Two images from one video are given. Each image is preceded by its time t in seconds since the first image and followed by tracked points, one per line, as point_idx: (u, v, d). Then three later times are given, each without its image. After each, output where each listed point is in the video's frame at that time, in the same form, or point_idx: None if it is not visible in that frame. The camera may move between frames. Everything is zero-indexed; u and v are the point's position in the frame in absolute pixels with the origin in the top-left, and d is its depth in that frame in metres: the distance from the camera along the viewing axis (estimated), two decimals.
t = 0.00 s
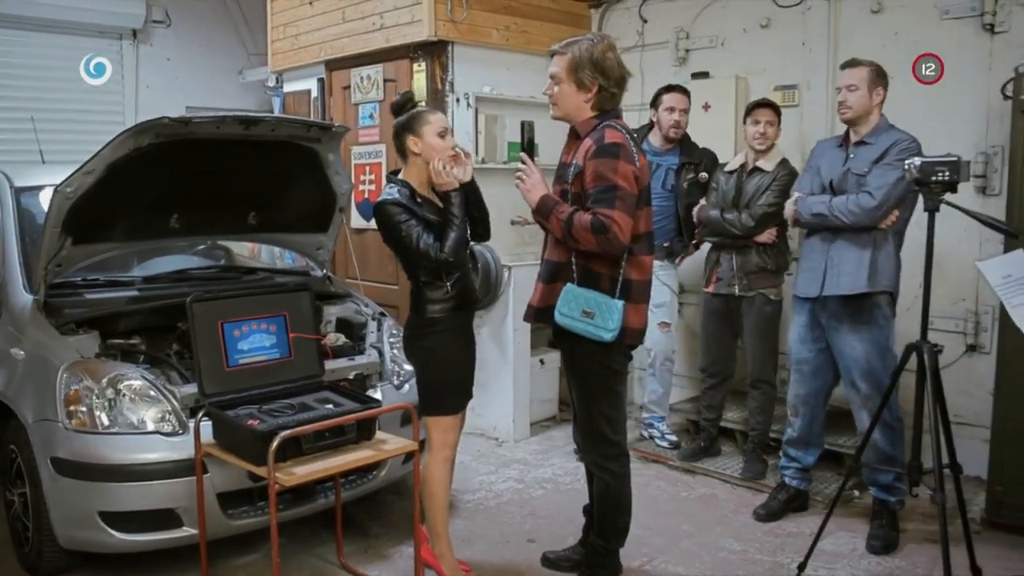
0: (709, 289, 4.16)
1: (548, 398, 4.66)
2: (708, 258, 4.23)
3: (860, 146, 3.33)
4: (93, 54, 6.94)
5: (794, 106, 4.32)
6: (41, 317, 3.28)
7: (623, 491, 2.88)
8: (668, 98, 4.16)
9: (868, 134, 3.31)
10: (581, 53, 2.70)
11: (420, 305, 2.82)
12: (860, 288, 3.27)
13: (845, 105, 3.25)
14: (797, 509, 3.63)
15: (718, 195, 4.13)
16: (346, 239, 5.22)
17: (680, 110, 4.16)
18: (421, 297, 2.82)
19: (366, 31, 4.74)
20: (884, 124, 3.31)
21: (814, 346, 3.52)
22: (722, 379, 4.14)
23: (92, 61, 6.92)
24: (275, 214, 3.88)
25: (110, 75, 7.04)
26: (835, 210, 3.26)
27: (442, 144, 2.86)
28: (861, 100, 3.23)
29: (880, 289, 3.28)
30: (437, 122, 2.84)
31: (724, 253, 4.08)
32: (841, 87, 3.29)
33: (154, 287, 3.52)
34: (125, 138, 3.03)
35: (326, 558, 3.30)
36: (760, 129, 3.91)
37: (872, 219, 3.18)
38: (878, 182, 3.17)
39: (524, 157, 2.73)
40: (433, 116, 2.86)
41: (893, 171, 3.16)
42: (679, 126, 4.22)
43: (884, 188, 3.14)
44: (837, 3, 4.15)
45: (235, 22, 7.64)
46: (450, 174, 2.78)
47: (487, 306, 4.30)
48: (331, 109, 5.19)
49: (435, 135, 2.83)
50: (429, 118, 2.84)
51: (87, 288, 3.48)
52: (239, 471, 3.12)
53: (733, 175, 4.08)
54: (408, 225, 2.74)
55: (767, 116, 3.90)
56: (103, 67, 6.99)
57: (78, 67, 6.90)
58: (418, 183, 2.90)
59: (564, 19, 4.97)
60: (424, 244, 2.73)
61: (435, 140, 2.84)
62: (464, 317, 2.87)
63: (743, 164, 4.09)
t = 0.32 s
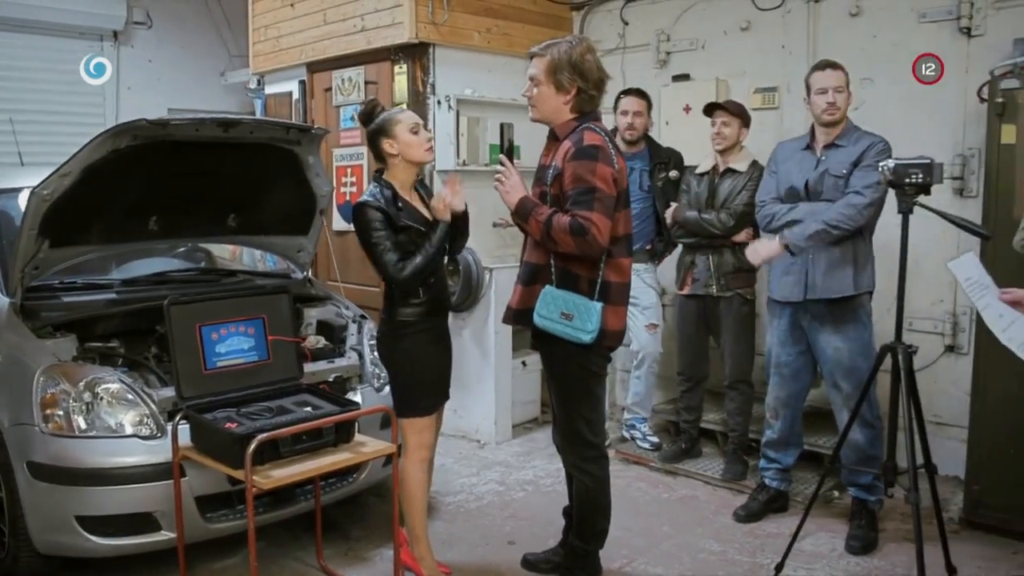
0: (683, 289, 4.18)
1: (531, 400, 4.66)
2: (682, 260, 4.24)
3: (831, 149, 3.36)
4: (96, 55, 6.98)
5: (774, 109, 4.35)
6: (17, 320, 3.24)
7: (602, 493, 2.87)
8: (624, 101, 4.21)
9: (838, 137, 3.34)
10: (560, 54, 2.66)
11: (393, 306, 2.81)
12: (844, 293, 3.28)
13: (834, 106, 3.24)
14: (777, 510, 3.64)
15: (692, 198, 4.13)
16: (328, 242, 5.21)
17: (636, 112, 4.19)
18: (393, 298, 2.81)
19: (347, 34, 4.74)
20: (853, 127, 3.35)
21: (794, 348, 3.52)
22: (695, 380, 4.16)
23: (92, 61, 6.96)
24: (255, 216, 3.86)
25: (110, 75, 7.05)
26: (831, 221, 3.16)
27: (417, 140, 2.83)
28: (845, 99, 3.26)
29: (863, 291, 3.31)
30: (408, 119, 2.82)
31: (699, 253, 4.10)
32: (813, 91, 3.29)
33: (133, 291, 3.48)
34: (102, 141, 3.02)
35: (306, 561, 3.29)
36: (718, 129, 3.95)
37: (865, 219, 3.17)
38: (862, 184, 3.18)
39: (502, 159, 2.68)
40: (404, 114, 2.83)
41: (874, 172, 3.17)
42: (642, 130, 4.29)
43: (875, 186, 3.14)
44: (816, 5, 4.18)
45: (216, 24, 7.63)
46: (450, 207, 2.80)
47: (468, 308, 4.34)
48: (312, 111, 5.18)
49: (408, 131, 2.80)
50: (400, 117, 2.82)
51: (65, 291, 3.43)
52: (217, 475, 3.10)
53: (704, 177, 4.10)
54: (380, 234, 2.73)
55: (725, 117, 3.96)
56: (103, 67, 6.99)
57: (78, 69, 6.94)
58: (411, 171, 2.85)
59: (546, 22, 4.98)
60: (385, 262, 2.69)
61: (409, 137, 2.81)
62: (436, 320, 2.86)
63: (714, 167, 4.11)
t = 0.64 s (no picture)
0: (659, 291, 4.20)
1: (518, 403, 4.67)
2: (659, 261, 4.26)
3: (811, 153, 3.35)
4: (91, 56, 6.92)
5: (760, 111, 4.36)
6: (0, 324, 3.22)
7: (586, 495, 2.79)
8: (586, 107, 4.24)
9: (817, 141, 3.34)
10: (543, 57, 2.55)
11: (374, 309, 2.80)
12: (833, 300, 3.26)
13: (805, 109, 3.26)
14: (761, 512, 3.64)
15: (669, 201, 4.16)
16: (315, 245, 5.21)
17: (596, 116, 4.20)
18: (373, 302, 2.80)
19: (334, 36, 4.74)
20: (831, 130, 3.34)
21: (779, 349, 3.52)
22: (680, 381, 4.17)
23: (92, 61, 6.87)
24: (240, 218, 3.84)
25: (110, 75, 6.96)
26: (833, 239, 3.13)
27: (399, 147, 2.80)
28: (815, 102, 3.27)
29: (850, 295, 3.29)
30: (391, 124, 2.80)
31: (672, 254, 4.11)
32: (786, 94, 3.32)
33: (116, 294, 3.45)
34: (86, 143, 3.01)
35: (290, 564, 3.28)
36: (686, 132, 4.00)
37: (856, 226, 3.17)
38: (842, 192, 3.18)
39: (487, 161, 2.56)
40: (388, 119, 2.81)
41: (855, 178, 3.18)
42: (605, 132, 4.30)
43: (857, 194, 3.14)
44: (802, 8, 4.19)
45: (204, 26, 7.63)
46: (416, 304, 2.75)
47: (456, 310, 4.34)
48: (299, 113, 5.18)
49: (391, 137, 2.77)
50: (383, 122, 2.80)
51: (49, 294, 3.42)
52: (201, 479, 3.09)
53: (680, 180, 4.13)
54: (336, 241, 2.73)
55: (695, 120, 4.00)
56: (103, 67, 6.90)
57: (79, 67, 6.89)
58: (390, 180, 2.82)
59: (533, 25, 5.00)
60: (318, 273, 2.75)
61: (390, 142, 2.78)
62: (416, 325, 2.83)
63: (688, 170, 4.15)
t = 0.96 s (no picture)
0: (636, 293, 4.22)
1: (507, 407, 4.66)
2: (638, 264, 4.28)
3: (795, 157, 3.36)
4: (91, 57, 6.99)
5: (747, 115, 4.37)
6: None
7: (571, 499, 2.76)
8: (572, 112, 4.24)
9: (799, 144, 3.34)
10: (521, 62, 2.55)
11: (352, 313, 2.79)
12: (807, 306, 3.29)
13: (785, 114, 3.27)
14: (748, 515, 3.64)
15: (647, 205, 4.19)
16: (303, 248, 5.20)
17: (581, 121, 4.21)
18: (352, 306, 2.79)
19: (322, 40, 4.74)
20: (815, 132, 3.34)
21: (766, 351, 3.53)
22: (665, 384, 4.20)
23: (92, 61, 6.98)
24: (227, 222, 3.84)
25: (109, 74, 7.08)
26: (802, 246, 3.15)
27: (375, 158, 2.79)
28: (796, 106, 3.27)
29: (834, 298, 3.30)
30: (375, 133, 2.77)
31: (649, 258, 4.12)
32: (766, 100, 3.33)
33: (101, 297, 3.42)
34: (70, 147, 3.01)
35: (276, 569, 3.27)
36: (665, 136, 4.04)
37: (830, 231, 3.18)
38: (821, 197, 3.18)
39: (470, 165, 2.54)
40: (372, 124, 2.79)
41: (834, 183, 3.18)
42: (592, 137, 4.32)
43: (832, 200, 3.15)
44: (789, 12, 4.20)
45: (194, 29, 7.64)
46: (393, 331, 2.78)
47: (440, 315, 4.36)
48: (288, 117, 5.18)
49: (371, 147, 2.76)
50: (368, 129, 2.77)
51: (34, 298, 3.36)
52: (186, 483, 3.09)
53: (660, 184, 4.15)
54: (320, 242, 2.73)
55: (675, 125, 4.04)
56: (103, 67, 7.03)
57: (78, 67, 6.98)
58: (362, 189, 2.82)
59: (521, 28, 5.01)
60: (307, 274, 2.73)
61: (368, 151, 2.77)
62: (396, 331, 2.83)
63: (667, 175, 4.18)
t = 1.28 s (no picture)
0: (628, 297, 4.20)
1: (498, 411, 4.66)
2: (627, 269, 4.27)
3: (782, 161, 3.37)
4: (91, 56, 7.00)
5: (738, 119, 4.38)
6: None
7: (558, 503, 2.75)
8: (578, 112, 4.25)
9: (786, 149, 3.35)
10: (500, 68, 2.55)
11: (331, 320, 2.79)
12: (792, 311, 3.31)
13: (758, 120, 3.32)
14: (738, 519, 3.64)
15: (635, 211, 4.17)
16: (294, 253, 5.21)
17: (587, 123, 4.22)
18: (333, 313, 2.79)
19: (314, 44, 4.75)
20: (800, 136, 3.35)
21: (749, 355, 3.53)
22: (655, 388, 4.20)
23: (92, 62, 6.78)
24: (216, 226, 3.84)
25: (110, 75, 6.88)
26: (787, 248, 3.19)
27: (358, 160, 2.79)
28: (772, 111, 3.30)
29: (818, 306, 3.31)
30: (357, 135, 2.77)
31: (642, 262, 4.12)
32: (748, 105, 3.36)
33: (91, 301, 3.41)
34: (58, 151, 3.01)
35: (264, 573, 3.27)
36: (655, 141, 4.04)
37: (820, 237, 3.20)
38: (812, 203, 3.19)
39: (455, 171, 2.55)
40: (357, 127, 2.79)
41: (821, 187, 3.19)
42: (594, 140, 4.30)
43: (824, 205, 3.16)
44: (779, 16, 4.21)
45: (187, 33, 7.67)
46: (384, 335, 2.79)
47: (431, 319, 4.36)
48: (280, 121, 5.18)
49: (354, 148, 2.76)
50: (351, 131, 2.76)
51: (22, 302, 3.35)
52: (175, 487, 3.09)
53: (648, 189, 4.15)
54: (305, 248, 2.73)
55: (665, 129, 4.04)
56: (103, 67, 6.83)
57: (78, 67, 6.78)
58: (343, 191, 2.83)
59: (513, 32, 5.03)
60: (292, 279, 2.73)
61: (352, 154, 2.77)
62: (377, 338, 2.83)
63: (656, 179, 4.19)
